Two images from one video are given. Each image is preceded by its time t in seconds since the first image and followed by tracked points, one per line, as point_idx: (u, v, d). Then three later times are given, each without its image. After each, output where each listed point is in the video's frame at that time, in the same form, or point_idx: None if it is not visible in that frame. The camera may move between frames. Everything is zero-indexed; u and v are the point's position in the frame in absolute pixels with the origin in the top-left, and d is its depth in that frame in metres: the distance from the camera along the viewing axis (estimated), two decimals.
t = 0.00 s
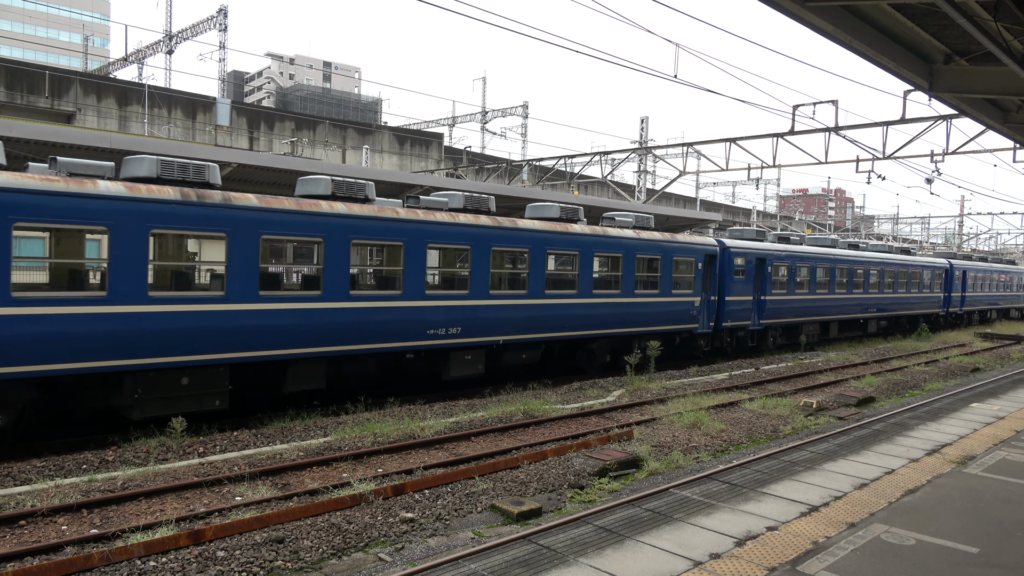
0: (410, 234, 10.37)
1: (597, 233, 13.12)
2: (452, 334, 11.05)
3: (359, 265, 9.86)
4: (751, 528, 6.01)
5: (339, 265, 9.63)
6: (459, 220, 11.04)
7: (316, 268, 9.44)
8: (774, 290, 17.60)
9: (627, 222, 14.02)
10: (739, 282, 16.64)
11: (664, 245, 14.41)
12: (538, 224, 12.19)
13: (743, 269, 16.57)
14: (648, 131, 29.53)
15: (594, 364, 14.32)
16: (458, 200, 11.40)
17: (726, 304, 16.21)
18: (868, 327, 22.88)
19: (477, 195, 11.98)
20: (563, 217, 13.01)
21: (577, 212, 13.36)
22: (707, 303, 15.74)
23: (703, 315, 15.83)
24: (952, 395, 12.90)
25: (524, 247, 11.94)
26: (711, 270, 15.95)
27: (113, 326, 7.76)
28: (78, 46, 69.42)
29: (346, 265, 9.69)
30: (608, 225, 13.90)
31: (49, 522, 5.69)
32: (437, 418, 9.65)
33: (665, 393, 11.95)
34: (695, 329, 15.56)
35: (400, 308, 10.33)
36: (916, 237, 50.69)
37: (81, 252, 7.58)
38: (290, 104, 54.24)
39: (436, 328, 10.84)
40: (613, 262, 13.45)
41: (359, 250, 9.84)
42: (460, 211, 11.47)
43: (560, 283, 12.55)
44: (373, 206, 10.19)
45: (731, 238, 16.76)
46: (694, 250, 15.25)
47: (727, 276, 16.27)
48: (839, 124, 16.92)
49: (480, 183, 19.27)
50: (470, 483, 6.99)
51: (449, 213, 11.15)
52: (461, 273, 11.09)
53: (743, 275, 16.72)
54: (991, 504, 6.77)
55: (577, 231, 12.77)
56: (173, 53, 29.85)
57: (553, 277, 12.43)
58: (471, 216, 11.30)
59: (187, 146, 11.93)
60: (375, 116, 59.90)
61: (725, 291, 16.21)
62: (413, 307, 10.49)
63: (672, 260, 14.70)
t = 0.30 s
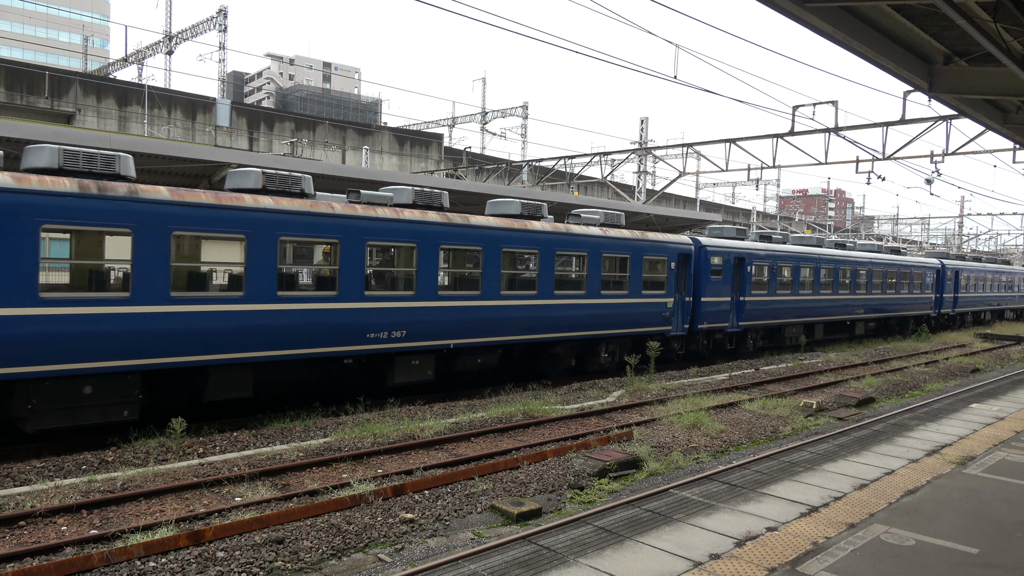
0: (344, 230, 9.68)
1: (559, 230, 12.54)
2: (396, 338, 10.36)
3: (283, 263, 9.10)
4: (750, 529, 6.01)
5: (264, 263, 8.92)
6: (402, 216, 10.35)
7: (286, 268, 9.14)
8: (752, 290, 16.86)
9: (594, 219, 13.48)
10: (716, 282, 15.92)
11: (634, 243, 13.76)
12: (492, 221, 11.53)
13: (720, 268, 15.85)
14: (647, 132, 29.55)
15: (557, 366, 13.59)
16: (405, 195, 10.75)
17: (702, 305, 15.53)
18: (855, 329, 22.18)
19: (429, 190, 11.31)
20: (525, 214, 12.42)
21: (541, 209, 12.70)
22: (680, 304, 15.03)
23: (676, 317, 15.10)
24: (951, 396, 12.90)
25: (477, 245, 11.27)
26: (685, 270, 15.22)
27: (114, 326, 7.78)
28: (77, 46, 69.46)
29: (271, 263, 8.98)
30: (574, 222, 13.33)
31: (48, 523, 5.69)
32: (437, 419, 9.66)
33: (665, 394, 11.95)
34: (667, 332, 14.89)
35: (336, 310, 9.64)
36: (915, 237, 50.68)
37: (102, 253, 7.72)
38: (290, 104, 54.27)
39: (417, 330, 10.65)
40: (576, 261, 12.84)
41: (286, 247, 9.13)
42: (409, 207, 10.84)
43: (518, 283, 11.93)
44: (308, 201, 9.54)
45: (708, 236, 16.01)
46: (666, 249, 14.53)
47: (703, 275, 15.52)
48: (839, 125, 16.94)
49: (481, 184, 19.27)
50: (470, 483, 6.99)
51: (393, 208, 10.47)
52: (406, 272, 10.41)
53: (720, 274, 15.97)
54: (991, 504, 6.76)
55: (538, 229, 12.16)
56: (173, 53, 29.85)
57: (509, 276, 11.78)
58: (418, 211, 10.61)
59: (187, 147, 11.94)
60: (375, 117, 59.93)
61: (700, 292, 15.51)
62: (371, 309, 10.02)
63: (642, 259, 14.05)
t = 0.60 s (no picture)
0: (343, 230, 9.69)
1: (517, 227, 11.88)
2: (330, 342, 9.65)
3: (196, 259, 8.36)
4: (748, 531, 6.01)
5: (173, 262, 8.19)
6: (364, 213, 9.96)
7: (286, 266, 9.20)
8: (731, 292, 16.25)
9: (557, 217, 12.95)
10: (692, 282, 15.27)
11: (600, 241, 13.12)
12: (442, 216, 10.81)
13: (696, 268, 15.25)
14: (647, 134, 29.54)
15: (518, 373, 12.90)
16: (346, 187, 10.02)
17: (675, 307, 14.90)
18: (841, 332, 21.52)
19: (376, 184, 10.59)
20: (483, 210, 11.73)
21: (500, 205, 12.05)
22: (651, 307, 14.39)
23: (648, 319, 14.43)
24: (951, 398, 12.91)
25: (422, 242, 10.56)
26: (657, 270, 14.58)
27: (113, 325, 7.79)
28: (79, 46, 69.54)
29: (185, 261, 8.27)
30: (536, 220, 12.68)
31: (47, 521, 5.69)
32: (436, 419, 9.66)
33: (664, 395, 11.96)
34: (639, 336, 14.27)
35: (311, 311, 9.44)
36: (915, 240, 50.67)
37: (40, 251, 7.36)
38: (290, 104, 54.31)
39: (416, 330, 10.65)
40: (535, 260, 12.21)
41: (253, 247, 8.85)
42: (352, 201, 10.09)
43: (468, 283, 11.25)
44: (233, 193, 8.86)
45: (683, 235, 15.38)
46: (636, 248, 13.90)
47: (676, 275, 14.90)
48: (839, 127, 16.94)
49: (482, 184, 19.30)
50: (469, 484, 6.99)
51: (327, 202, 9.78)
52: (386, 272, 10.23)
53: (696, 274, 15.33)
54: (989, 507, 6.76)
55: (492, 225, 11.51)
56: (173, 52, 29.86)
57: (460, 275, 11.11)
58: (404, 211, 10.45)
59: (187, 146, 11.94)
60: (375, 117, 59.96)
61: (674, 293, 14.90)
62: (370, 309, 10.04)
63: (609, 258, 13.42)
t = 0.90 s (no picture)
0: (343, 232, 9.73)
1: (468, 225, 11.27)
2: (306, 344, 9.46)
3: (114, 259, 7.88)
4: (748, 531, 6.01)
5: (66, 262, 7.56)
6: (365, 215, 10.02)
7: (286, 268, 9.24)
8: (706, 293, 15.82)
9: (516, 214, 12.34)
10: (663, 282, 14.78)
11: (561, 240, 12.59)
12: (441, 219, 10.88)
13: (668, 268, 14.77)
14: (647, 135, 29.56)
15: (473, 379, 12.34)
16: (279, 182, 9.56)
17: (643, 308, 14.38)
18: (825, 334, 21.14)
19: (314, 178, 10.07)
20: (433, 206, 11.19)
21: (454, 201, 11.52)
22: (616, 308, 13.83)
23: (614, 321, 13.88)
24: (950, 398, 12.91)
25: (361, 240, 9.96)
26: (626, 270, 14.02)
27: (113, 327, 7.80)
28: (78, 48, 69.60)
29: (83, 261, 7.66)
30: (494, 216, 12.15)
31: (47, 523, 5.69)
32: (435, 420, 9.66)
33: (663, 396, 11.96)
34: (605, 339, 13.74)
35: (311, 313, 9.47)
36: (914, 240, 50.71)
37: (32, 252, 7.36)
38: (289, 106, 54.33)
39: (415, 331, 10.68)
40: (488, 259, 11.60)
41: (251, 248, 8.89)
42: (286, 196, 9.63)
43: (413, 283, 10.62)
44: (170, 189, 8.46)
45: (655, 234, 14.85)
46: (604, 247, 13.37)
47: (646, 275, 14.38)
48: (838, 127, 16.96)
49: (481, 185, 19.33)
50: (468, 485, 7.00)
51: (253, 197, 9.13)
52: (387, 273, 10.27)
53: (668, 274, 14.87)
54: (988, 507, 6.77)
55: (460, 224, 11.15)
56: (173, 54, 29.87)
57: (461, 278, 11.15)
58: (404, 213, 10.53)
59: (187, 148, 11.95)
60: (375, 118, 59.98)
61: (643, 294, 14.39)
62: (370, 310, 10.07)
63: (571, 258, 12.85)
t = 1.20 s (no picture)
0: (342, 232, 9.78)
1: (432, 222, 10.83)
2: (305, 344, 9.56)
3: (25, 255, 7.32)
4: (747, 532, 6.01)
5: None
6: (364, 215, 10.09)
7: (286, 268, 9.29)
8: (678, 293, 15.55)
9: (469, 210, 11.74)
10: (633, 282, 14.44)
11: (518, 237, 12.14)
12: (439, 220, 11.03)
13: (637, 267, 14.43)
14: (647, 136, 29.58)
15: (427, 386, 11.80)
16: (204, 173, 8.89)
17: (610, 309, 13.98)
18: (809, 338, 21.52)
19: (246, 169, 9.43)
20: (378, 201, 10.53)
21: (402, 196, 10.92)
22: (581, 310, 13.39)
23: (580, 324, 13.52)
24: (949, 400, 12.93)
25: (362, 240, 10.02)
26: (592, 270, 13.60)
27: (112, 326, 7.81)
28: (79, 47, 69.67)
29: None
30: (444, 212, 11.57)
31: (45, 522, 5.69)
32: (434, 420, 9.67)
33: (662, 397, 11.96)
34: (570, 343, 13.33)
35: (310, 312, 9.52)
36: (913, 242, 50.76)
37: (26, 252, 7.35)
38: (289, 105, 54.39)
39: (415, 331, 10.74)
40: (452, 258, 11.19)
41: (248, 247, 8.91)
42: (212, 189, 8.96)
43: (419, 283, 10.79)
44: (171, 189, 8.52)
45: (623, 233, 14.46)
46: (566, 245, 12.95)
47: (613, 273, 14.00)
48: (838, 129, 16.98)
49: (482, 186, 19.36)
50: (467, 485, 7.00)
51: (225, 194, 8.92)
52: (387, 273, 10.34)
53: (637, 274, 14.54)
54: (987, 508, 6.78)
55: (458, 225, 11.30)
56: (173, 54, 29.88)
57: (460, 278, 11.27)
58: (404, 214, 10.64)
59: (187, 147, 11.97)
60: (375, 118, 59.95)
61: (610, 294, 14.00)
62: (369, 310, 10.12)
63: (543, 257, 12.60)
